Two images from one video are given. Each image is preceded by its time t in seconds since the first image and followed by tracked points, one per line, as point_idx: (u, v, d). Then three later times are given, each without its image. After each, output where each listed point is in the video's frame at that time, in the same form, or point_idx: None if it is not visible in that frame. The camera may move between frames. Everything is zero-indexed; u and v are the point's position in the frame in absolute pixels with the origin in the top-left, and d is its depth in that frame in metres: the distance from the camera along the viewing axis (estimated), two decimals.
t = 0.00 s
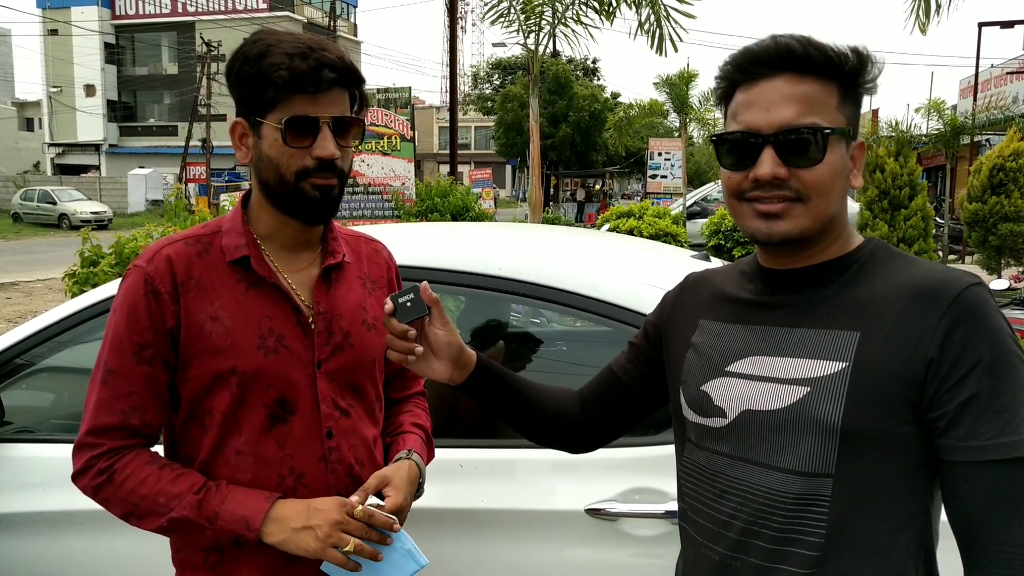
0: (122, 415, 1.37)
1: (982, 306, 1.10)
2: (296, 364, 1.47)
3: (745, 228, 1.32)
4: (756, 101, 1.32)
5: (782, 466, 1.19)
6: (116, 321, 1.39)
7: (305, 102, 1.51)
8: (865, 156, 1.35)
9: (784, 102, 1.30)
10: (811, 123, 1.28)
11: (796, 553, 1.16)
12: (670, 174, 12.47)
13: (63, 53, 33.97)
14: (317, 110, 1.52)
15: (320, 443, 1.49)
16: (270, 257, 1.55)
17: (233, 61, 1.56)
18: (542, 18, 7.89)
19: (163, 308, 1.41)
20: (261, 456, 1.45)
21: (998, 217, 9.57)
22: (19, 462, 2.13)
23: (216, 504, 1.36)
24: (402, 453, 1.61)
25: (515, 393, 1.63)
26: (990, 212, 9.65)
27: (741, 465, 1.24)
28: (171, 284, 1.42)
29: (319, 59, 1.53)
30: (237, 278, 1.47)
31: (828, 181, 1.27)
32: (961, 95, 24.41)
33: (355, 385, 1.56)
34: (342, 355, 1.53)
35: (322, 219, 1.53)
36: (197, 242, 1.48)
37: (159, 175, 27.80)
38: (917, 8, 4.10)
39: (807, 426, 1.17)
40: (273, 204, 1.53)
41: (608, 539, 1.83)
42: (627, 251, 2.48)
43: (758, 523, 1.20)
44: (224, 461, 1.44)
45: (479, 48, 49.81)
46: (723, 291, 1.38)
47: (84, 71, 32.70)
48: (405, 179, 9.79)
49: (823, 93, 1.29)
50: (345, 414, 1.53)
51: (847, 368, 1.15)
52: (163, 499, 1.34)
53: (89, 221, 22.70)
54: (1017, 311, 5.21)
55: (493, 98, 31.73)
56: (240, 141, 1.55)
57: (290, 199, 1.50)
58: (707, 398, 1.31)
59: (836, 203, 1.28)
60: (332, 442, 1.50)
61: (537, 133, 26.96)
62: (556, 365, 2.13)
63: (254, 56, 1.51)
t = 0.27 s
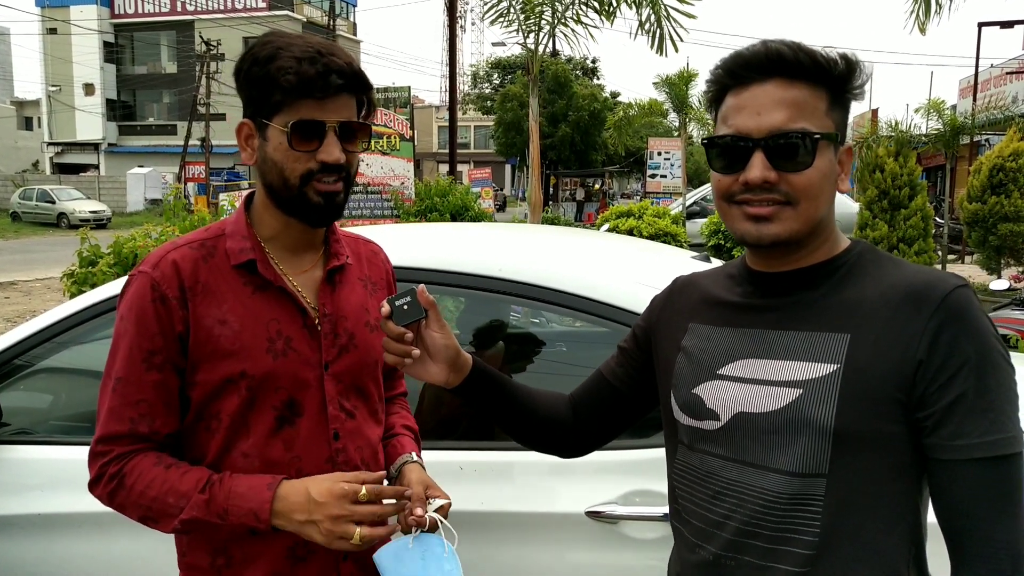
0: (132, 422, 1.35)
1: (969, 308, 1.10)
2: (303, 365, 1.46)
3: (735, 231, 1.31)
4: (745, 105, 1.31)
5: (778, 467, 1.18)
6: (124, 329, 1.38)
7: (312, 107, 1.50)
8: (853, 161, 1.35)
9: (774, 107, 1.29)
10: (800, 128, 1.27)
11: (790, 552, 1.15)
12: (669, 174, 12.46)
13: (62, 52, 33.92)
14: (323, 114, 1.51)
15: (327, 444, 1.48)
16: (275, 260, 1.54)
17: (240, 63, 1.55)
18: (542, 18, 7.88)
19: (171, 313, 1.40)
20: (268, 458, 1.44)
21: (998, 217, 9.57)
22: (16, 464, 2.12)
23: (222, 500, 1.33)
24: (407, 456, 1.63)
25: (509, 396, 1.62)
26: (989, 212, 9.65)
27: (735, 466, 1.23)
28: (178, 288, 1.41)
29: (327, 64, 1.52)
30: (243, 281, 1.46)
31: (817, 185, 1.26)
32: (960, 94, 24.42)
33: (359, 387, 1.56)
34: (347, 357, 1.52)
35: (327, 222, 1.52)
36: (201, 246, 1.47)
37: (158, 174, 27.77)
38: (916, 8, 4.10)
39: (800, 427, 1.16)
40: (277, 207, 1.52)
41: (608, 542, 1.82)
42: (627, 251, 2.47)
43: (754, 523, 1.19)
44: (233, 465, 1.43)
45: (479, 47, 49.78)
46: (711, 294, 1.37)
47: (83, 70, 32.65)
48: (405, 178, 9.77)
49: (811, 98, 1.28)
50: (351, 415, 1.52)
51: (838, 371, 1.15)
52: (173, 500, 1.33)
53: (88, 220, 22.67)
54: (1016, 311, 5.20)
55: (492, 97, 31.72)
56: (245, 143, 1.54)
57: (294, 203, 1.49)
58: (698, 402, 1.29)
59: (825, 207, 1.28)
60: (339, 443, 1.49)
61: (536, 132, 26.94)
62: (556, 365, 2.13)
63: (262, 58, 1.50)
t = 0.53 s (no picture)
0: (141, 421, 1.33)
1: (945, 303, 1.15)
2: (316, 362, 1.48)
3: (717, 231, 1.34)
4: (726, 108, 1.34)
5: (772, 463, 1.21)
6: (137, 328, 1.37)
7: (316, 107, 1.50)
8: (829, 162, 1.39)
9: (753, 109, 1.32)
10: (779, 131, 1.30)
11: (787, 544, 1.18)
12: (669, 173, 12.45)
13: (61, 51, 33.87)
14: (328, 113, 1.51)
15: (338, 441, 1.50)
16: (285, 260, 1.55)
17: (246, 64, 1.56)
18: (543, 17, 7.87)
19: (185, 310, 1.39)
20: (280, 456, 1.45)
21: (998, 216, 9.58)
22: (18, 463, 2.12)
23: (214, 474, 1.27)
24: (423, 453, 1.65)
25: (502, 397, 1.63)
26: (990, 211, 9.65)
27: (727, 463, 1.26)
28: (191, 286, 1.41)
29: (331, 64, 1.51)
30: (255, 281, 1.47)
31: (795, 186, 1.30)
32: (960, 93, 24.42)
33: (370, 385, 1.57)
34: (357, 355, 1.54)
35: (331, 222, 1.52)
36: (211, 246, 1.47)
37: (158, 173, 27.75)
38: (918, 7, 4.09)
39: (790, 423, 1.20)
40: (283, 207, 1.52)
41: (610, 541, 1.82)
42: (627, 251, 2.47)
43: (750, 519, 1.21)
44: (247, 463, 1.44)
45: (479, 46, 49.73)
46: (694, 294, 1.40)
47: (83, 68, 32.60)
48: (404, 177, 9.76)
49: (790, 101, 1.32)
50: (361, 413, 1.54)
51: (823, 367, 1.19)
52: (169, 484, 1.28)
53: (88, 219, 22.66)
54: (1016, 311, 5.20)
55: (492, 96, 31.71)
56: (251, 142, 1.54)
57: (298, 203, 1.49)
58: (688, 402, 1.32)
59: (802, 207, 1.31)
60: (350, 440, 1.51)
61: (536, 131, 26.92)
62: (557, 365, 2.12)
63: (267, 59, 1.51)
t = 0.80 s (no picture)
0: (154, 421, 1.33)
1: (926, 289, 1.21)
2: (323, 362, 1.48)
3: (695, 231, 1.35)
4: (705, 111, 1.35)
5: (776, 457, 1.24)
6: (147, 329, 1.37)
7: (315, 107, 1.50)
8: (810, 160, 1.39)
9: (730, 112, 1.33)
10: (755, 133, 1.31)
11: (798, 533, 1.21)
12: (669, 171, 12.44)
13: (60, 50, 33.84)
14: (327, 114, 1.51)
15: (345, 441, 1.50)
16: (291, 260, 1.55)
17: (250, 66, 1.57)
18: (543, 16, 7.86)
19: (194, 310, 1.39)
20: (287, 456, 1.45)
21: (998, 214, 9.58)
22: (18, 464, 2.12)
23: (221, 454, 1.28)
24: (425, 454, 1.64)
25: (494, 401, 1.61)
26: (989, 209, 9.65)
27: (728, 459, 1.28)
28: (199, 286, 1.41)
29: (329, 64, 1.51)
30: (262, 281, 1.46)
31: (770, 187, 1.31)
32: (960, 92, 24.41)
33: (374, 384, 1.57)
34: (363, 355, 1.54)
35: (332, 224, 1.52)
36: (218, 246, 1.47)
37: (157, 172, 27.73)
38: (918, 5, 4.09)
39: (789, 417, 1.23)
40: (285, 207, 1.52)
41: (611, 541, 1.82)
42: (628, 250, 2.47)
43: (759, 514, 1.23)
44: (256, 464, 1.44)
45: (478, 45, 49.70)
46: (676, 296, 1.41)
47: (82, 68, 32.57)
48: (404, 176, 9.75)
49: (767, 103, 1.32)
50: (367, 412, 1.54)
51: (817, 360, 1.23)
52: (182, 471, 1.28)
53: (87, 218, 22.65)
54: (1016, 309, 5.20)
55: (491, 95, 31.71)
56: (257, 143, 1.56)
57: (298, 203, 1.49)
58: (684, 402, 1.33)
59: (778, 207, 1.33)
60: (357, 440, 1.51)
61: (536, 130, 26.90)
62: (558, 363, 2.12)
63: (268, 60, 1.51)
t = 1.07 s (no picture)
0: (152, 408, 1.34)
1: (949, 288, 1.26)
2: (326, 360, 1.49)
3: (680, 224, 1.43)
4: (697, 111, 1.42)
5: (804, 449, 1.26)
6: (153, 319, 1.39)
7: (317, 103, 1.50)
8: (819, 160, 1.38)
9: (716, 110, 1.39)
10: (733, 130, 1.36)
11: (828, 524, 1.24)
12: (669, 170, 12.44)
13: (60, 49, 33.81)
14: (328, 109, 1.51)
15: (348, 438, 1.50)
16: (297, 258, 1.55)
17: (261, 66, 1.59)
18: (545, 14, 7.86)
19: (198, 302, 1.41)
20: (289, 452, 1.45)
21: (998, 213, 9.58)
22: (21, 461, 2.12)
23: (206, 418, 1.27)
24: (424, 455, 1.62)
25: (502, 399, 1.60)
26: (989, 209, 9.65)
27: (753, 453, 1.29)
28: (204, 279, 1.43)
29: (331, 60, 1.51)
30: (266, 277, 1.47)
31: (750, 183, 1.35)
32: (960, 91, 24.41)
33: (380, 383, 1.57)
34: (367, 352, 1.54)
35: (335, 220, 1.52)
36: (224, 242, 1.48)
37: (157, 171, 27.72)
38: (920, 4, 4.09)
39: (825, 408, 1.25)
40: (290, 204, 1.52)
41: (616, 538, 1.83)
42: (630, 249, 2.47)
43: (787, 506, 1.25)
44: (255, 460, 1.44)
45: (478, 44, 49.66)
46: (692, 291, 1.44)
47: (81, 66, 32.52)
48: (404, 175, 9.75)
49: (755, 102, 1.36)
50: (371, 411, 1.54)
51: (853, 351, 1.26)
52: (167, 443, 1.27)
53: (87, 216, 22.64)
54: (1016, 308, 5.20)
55: (490, 94, 31.70)
56: (264, 141, 1.56)
57: (301, 200, 1.49)
58: (707, 396, 1.34)
59: (761, 203, 1.35)
60: (360, 437, 1.50)
61: (535, 129, 26.88)
62: (560, 362, 2.13)
63: (272, 58, 1.53)
